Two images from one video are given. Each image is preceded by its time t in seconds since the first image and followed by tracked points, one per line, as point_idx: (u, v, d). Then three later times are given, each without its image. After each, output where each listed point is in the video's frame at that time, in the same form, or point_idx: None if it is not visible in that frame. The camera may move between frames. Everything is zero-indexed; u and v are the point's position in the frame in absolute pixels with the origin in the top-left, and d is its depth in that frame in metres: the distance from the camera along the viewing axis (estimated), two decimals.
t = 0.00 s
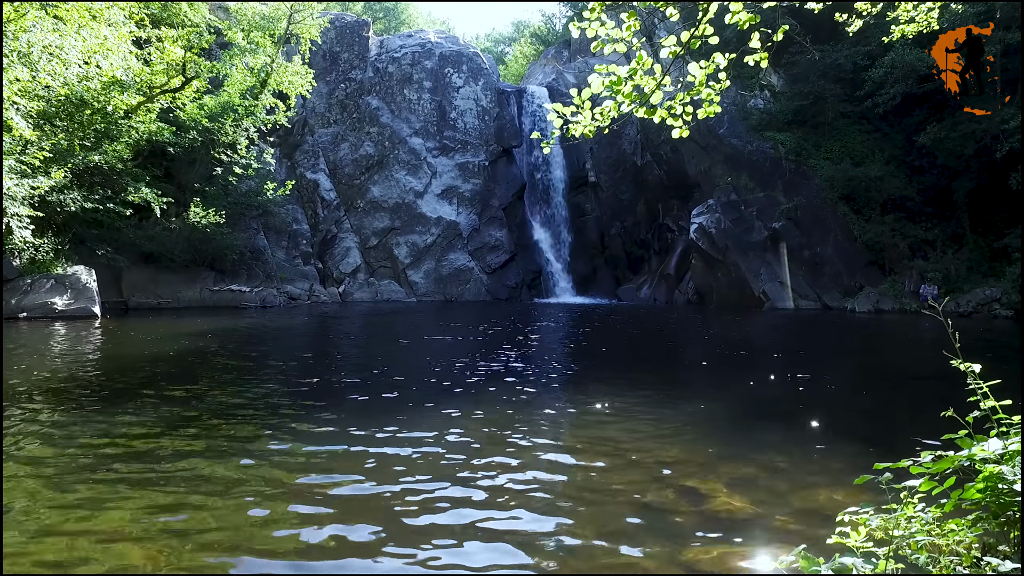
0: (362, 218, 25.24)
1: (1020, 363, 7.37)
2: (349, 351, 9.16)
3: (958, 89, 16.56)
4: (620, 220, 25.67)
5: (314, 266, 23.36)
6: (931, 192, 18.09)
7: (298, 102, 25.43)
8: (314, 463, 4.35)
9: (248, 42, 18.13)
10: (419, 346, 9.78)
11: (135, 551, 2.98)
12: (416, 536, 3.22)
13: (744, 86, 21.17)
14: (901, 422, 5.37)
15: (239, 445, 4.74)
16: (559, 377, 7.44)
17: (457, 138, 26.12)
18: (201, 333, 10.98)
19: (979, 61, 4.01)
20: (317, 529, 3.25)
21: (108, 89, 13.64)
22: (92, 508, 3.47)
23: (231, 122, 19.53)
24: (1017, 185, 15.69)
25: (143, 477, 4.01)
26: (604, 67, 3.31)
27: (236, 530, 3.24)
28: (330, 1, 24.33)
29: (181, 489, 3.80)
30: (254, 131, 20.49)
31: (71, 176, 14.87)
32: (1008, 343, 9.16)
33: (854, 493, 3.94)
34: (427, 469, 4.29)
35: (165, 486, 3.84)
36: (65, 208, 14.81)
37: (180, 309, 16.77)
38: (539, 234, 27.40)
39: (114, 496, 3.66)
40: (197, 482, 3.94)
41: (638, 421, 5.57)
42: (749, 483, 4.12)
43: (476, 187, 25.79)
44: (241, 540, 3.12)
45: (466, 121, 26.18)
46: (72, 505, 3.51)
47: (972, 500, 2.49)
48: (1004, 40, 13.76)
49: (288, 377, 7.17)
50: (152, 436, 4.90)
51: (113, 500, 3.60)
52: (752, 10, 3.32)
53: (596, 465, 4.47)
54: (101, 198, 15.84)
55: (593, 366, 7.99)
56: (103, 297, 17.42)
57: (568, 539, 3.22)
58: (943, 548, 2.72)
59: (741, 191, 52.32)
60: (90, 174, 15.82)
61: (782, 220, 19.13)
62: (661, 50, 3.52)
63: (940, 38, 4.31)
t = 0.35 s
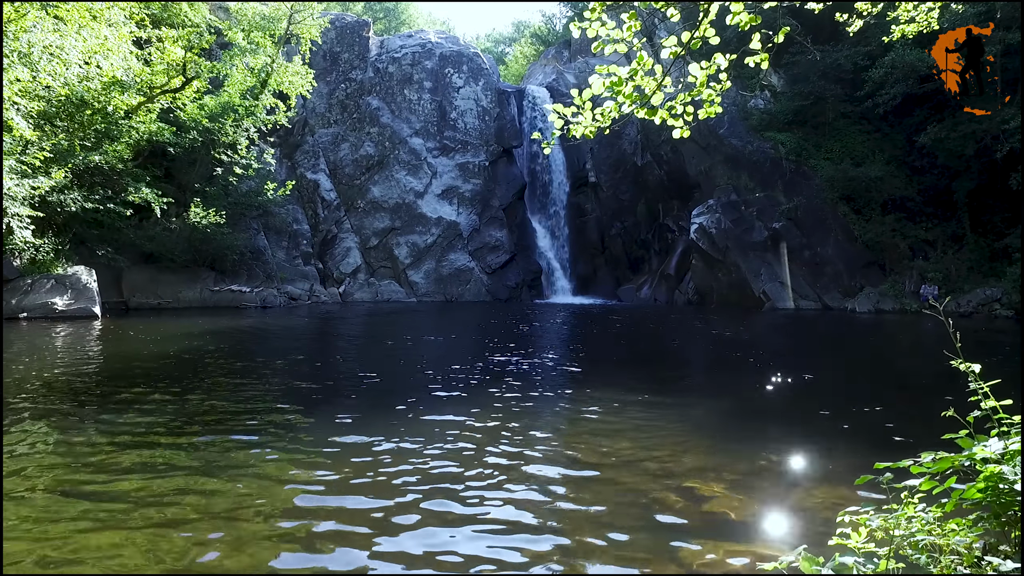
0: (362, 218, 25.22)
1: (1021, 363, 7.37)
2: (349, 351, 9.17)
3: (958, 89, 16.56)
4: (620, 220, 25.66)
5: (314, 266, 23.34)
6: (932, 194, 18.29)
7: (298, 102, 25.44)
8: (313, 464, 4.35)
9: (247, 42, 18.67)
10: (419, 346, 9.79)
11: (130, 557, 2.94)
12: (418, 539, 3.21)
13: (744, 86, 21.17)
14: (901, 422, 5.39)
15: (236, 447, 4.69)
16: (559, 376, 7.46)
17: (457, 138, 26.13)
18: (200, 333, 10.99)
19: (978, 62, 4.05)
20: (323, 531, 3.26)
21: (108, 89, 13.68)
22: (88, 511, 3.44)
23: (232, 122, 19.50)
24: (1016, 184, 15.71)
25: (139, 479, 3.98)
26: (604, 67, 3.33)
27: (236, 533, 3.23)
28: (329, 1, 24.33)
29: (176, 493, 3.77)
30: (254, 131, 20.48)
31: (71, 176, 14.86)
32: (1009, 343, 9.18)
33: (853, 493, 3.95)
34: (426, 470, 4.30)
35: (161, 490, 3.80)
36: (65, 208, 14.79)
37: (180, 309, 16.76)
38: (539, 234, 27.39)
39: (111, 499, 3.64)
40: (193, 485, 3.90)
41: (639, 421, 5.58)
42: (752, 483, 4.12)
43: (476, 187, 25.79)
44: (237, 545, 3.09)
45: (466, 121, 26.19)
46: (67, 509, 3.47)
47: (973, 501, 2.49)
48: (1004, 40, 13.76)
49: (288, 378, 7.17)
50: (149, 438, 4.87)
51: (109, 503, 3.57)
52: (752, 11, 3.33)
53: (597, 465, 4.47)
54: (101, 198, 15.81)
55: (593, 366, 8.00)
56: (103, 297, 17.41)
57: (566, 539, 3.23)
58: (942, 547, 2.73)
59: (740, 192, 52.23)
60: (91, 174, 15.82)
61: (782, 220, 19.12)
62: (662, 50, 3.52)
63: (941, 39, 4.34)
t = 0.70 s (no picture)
0: (363, 218, 25.24)
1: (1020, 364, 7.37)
2: (349, 351, 9.16)
3: (958, 90, 16.56)
4: (620, 220, 25.66)
5: (314, 267, 23.34)
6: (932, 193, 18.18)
7: (298, 103, 25.45)
8: (310, 465, 4.33)
9: (248, 43, 18.96)
10: (419, 346, 9.78)
11: (113, 561, 2.88)
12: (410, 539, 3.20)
13: (744, 87, 21.17)
14: (900, 422, 5.39)
15: (231, 449, 4.64)
16: (559, 377, 7.45)
17: (457, 138, 26.15)
18: (200, 334, 10.99)
19: (979, 63, 4.02)
20: (323, 536, 3.17)
21: (109, 90, 13.73)
22: (80, 511, 3.41)
23: (232, 123, 19.50)
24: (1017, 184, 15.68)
25: (127, 482, 3.91)
26: (604, 67, 3.33)
27: (225, 534, 3.18)
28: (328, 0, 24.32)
29: (163, 496, 3.70)
30: (255, 131, 20.49)
31: (71, 176, 14.83)
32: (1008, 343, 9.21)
33: (852, 493, 3.95)
34: (425, 470, 4.29)
35: (148, 493, 3.73)
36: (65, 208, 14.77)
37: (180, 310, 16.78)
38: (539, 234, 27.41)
39: (95, 502, 3.57)
40: (180, 488, 3.82)
41: (638, 422, 5.57)
42: (750, 483, 4.12)
43: (476, 187, 25.80)
44: (226, 548, 3.04)
45: (466, 121, 26.21)
46: (51, 512, 3.41)
47: (973, 500, 2.49)
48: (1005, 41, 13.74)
49: (288, 378, 7.16)
50: (143, 439, 4.82)
51: (93, 506, 3.50)
52: (752, 11, 3.32)
53: (596, 465, 4.47)
54: (101, 198, 15.81)
55: (593, 366, 7.99)
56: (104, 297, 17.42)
57: (563, 540, 3.22)
58: (942, 547, 2.72)
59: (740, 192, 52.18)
60: (92, 175, 15.81)
61: (782, 221, 19.12)
62: (661, 51, 3.51)
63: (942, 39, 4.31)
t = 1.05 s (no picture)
0: (363, 218, 25.27)
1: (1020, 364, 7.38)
2: (349, 351, 9.16)
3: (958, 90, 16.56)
4: (620, 220, 25.65)
5: (314, 267, 23.34)
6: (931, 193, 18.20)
7: (298, 103, 25.44)
8: (310, 466, 4.30)
9: (247, 43, 18.78)
10: (418, 346, 9.77)
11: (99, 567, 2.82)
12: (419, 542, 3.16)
13: (744, 87, 21.16)
14: (901, 422, 5.40)
15: (232, 448, 4.66)
16: (560, 377, 7.45)
17: (458, 139, 26.18)
18: (199, 333, 10.98)
19: (978, 58, 4.03)
20: (325, 535, 3.20)
21: (109, 90, 13.72)
22: (85, 509, 3.45)
23: (233, 123, 19.49)
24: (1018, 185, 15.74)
25: (118, 485, 3.84)
26: (605, 68, 3.35)
27: (228, 533, 3.21)
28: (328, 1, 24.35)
29: (166, 494, 3.72)
30: (255, 132, 20.50)
31: (72, 177, 14.79)
32: (1008, 343, 9.23)
33: (853, 493, 3.97)
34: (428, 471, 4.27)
35: (137, 498, 3.66)
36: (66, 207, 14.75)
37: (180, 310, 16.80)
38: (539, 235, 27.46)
39: (83, 506, 3.50)
40: (182, 487, 3.85)
41: (638, 420, 5.59)
42: (751, 483, 4.14)
43: (477, 187, 25.83)
44: (218, 551, 2.99)
45: (467, 122, 26.24)
46: (36, 516, 3.34)
47: (973, 502, 2.50)
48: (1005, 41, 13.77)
49: (289, 378, 7.18)
50: (144, 439, 4.84)
51: (79, 511, 3.43)
52: (753, 12, 3.32)
53: (598, 464, 4.48)
54: (102, 199, 15.81)
55: (595, 367, 7.99)
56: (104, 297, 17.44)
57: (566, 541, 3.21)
58: (944, 549, 2.73)
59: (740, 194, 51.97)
60: (92, 175, 15.77)
61: (783, 221, 19.12)
62: (662, 51, 3.51)
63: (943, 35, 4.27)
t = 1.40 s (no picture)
0: (363, 219, 25.28)
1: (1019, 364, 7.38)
2: (349, 352, 9.17)
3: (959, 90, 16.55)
4: (621, 220, 25.67)
5: (314, 267, 23.33)
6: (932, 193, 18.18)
7: (298, 103, 25.43)
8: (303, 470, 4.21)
9: (248, 44, 18.89)
10: (418, 346, 9.78)
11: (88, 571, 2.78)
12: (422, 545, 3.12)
13: (745, 87, 21.16)
14: (899, 422, 5.40)
15: (229, 449, 4.66)
16: (559, 377, 7.47)
17: (458, 139, 26.18)
18: (199, 333, 10.99)
19: (977, 59, 4.04)
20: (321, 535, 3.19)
21: (109, 90, 13.78)
22: (83, 509, 3.45)
23: (233, 123, 19.48)
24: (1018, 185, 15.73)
25: (100, 493, 3.70)
26: (605, 68, 3.34)
27: (223, 532, 3.20)
28: None
29: (162, 494, 3.72)
30: (255, 132, 20.49)
31: (71, 176, 14.78)
32: (1007, 343, 9.24)
33: (852, 493, 3.97)
34: (425, 475, 4.20)
35: (127, 500, 3.61)
36: (66, 207, 14.75)
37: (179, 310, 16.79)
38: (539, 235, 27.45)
39: (61, 515, 3.36)
40: (179, 487, 3.85)
41: (637, 420, 5.60)
42: (752, 483, 4.13)
43: (477, 187, 25.84)
44: (203, 565, 2.86)
45: (467, 122, 26.24)
46: (24, 519, 3.30)
47: (973, 501, 2.49)
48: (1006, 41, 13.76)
49: (289, 378, 7.18)
50: (140, 439, 4.84)
51: (68, 513, 3.39)
52: (753, 12, 3.31)
53: (597, 463, 4.49)
54: (102, 199, 15.81)
55: (594, 368, 7.99)
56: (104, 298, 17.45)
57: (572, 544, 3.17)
58: (945, 549, 2.72)
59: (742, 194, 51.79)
60: (92, 175, 15.77)
61: (783, 221, 19.08)
62: (662, 51, 3.50)
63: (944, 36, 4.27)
